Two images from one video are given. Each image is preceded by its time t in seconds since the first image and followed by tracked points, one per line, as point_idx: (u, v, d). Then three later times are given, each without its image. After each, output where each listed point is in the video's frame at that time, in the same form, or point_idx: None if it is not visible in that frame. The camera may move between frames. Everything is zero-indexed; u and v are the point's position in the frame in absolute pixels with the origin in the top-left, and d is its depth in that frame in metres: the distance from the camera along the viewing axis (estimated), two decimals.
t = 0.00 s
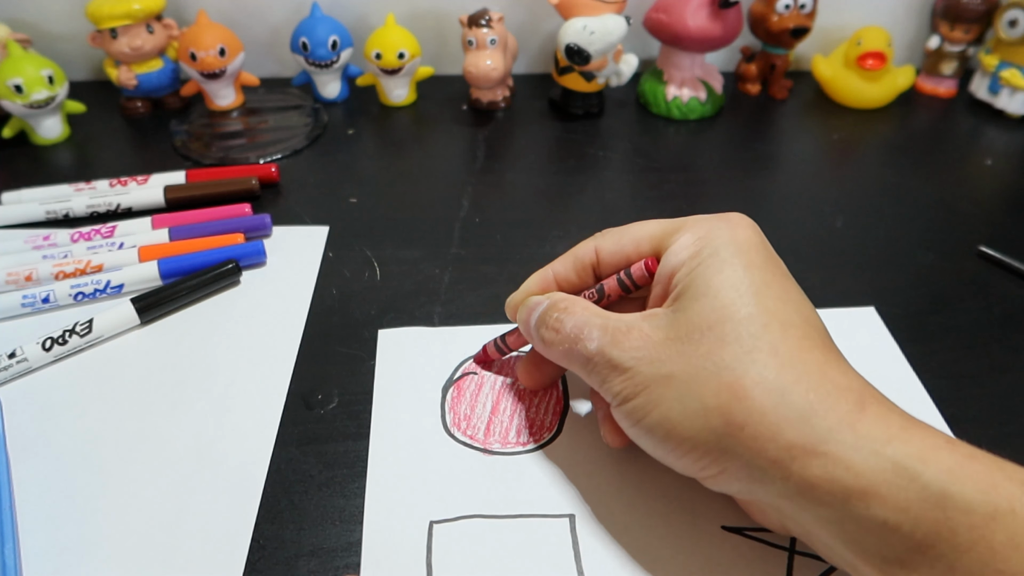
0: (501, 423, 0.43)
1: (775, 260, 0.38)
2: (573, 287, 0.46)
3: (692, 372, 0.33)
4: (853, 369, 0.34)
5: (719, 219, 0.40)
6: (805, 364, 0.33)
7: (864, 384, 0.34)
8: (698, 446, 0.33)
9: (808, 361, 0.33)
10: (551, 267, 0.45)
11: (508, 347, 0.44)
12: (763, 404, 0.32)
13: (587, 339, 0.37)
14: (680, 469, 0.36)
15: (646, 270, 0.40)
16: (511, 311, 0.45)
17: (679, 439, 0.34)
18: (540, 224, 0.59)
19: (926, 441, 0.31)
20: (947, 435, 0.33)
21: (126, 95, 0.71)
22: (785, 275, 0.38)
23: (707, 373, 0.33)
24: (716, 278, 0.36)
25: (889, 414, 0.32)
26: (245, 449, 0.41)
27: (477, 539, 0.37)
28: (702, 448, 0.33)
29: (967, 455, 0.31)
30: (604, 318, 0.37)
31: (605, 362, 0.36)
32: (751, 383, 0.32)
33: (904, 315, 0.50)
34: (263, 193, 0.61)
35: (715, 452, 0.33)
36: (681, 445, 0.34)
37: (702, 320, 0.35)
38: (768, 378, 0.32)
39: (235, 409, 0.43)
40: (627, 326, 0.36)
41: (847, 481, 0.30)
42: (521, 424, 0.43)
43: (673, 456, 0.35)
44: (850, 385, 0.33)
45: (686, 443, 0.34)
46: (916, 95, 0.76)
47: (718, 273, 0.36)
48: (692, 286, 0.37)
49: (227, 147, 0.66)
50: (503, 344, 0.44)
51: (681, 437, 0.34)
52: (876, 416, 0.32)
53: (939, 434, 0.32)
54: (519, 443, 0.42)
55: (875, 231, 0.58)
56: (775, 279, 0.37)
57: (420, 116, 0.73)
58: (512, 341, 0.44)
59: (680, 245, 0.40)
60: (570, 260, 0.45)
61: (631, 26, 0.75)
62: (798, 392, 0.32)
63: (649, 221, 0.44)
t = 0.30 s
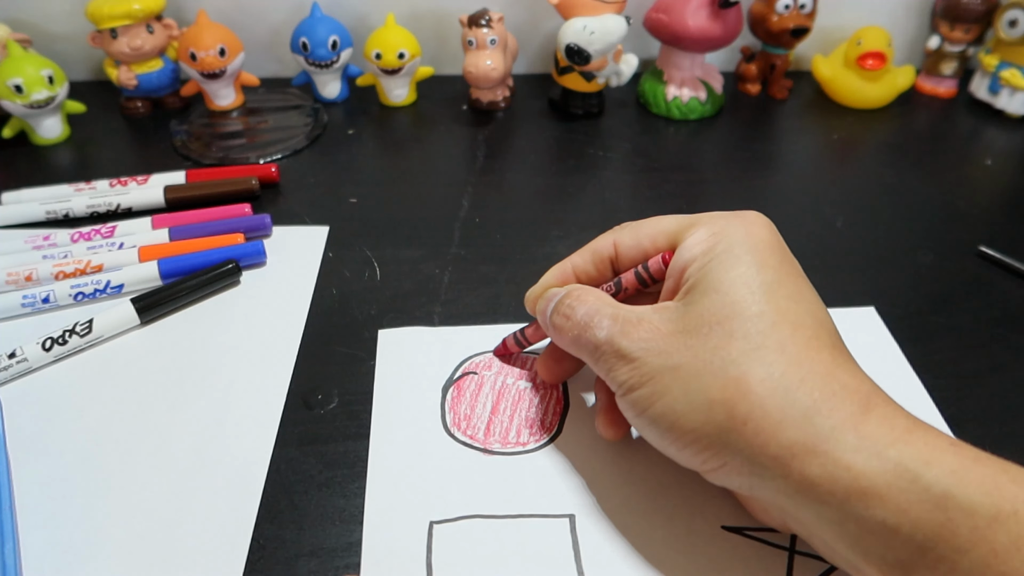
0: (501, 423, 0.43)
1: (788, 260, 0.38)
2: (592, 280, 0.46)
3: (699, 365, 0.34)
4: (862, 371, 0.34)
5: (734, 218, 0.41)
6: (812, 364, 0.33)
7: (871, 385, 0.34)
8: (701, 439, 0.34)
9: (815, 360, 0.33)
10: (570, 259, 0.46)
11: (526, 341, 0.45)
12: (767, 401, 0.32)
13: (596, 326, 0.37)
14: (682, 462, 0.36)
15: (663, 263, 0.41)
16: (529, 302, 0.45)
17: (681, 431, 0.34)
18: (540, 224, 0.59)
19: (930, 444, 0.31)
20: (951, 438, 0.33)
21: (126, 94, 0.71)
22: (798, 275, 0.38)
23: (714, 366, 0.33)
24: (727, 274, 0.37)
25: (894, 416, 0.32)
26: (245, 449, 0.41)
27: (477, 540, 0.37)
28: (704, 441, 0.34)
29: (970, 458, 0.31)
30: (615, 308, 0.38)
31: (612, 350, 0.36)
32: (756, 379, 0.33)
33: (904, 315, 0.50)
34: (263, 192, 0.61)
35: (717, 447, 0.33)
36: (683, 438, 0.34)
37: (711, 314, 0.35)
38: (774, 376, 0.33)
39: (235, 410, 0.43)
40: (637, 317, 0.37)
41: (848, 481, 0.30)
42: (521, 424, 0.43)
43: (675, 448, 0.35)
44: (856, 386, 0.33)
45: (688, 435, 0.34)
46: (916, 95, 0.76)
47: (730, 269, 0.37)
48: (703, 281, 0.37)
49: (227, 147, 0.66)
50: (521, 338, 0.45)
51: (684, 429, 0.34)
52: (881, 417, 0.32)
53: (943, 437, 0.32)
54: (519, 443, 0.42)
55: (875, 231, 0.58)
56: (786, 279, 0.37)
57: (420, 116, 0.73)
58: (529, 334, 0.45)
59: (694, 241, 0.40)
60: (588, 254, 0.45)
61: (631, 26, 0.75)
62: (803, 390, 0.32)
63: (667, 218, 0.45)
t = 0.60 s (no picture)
0: (501, 422, 0.43)
1: (811, 260, 0.38)
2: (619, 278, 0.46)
3: (714, 358, 0.34)
4: (880, 374, 0.34)
5: (759, 215, 0.40)
6: (828, 364, 0.33)
7: (888, 388, 0.34)
8: (711, 433, 0.34)
9: (832, 361, 0.33)
10: (597, 256, 0.46)
11: (555, 341, 0.45)
12: (781, 399, 0.32)
13: (613, 313, 0.37)
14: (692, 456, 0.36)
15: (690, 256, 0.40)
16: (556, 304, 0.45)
17: (691, 424, 0.34)
18: (540, 224, 0.59)
19: (943, 447, 0.31)
20: (965, 441, 0.33)
21: (126, 94, 0.71)
22: (821, 274, 0.38)
23: (729, 361, 0.33)
24: (748, 270, 0.36)
25: (909, 419, 0.32)
26: (245, 449, 0.41)
27: (477, 540, 0.37)
28: (714, 435, 0.34)
29: (983, 463, 0.31)
30: (633, 297, 0.37)
31: (627, 338, 0.36)
32: (771, 376, 0.32)
33: (904, 315, 0.50)
34: (263, 193, 0.61)
35: (727, 442, 0.33)
36: (694, 431, 0.34)
37: (729, 308, 0.35)
38: (789, 374, 0.32)
39: (235, 410, 0.43)
40: (655, 307, 0.37)
41: (859, 483, 0.30)
42: (521, 424, 0.43)
43: (684, 441, 0.35)
44: (872, 388, 0.33)
45: (698, 429, 0.34)
46: (916, 95, 0.76)
47: (751, 265, 0.37)
48: (723, 275, 0.37)
49: (227, 147, 0.66)
50: (550, 338, 0.45)
51: (695, 422, 0.34)
52: (897, 420, 0.32)
53: (956, 441, 0.32)
54: (519, 443, 0.42)
55: (875, 231, 0.58)
56: (808, 278, 0.37)
57: (421, 116, 0.73)
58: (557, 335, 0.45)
59: (718, 236, 0.40)
60: (615, 250, 0.45)
61: (631, 26, 0.75)
62: (819, 390, 0.32)
63: (694, 213, 0.44)
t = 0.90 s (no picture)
0: (501, 423, 0.43)
1: (835, 266, 0.38)
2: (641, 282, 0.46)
3: (735, 359, 0.34)
4: (904, 381, 0.34)
5: (783, 221, 0.40)
6: (851, 370, 0.33)
7: (911, 396, 0.33)
8: (731, 435, 0.33)
9: (855, 367, 0.33)
10: (620, 260, 0.46)
11: (576, 348, 0.44)
12: (803, 403, 0.32)
13: (633, 313, 0.37)
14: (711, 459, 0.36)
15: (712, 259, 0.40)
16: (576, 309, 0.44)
17: (711, 425, 0.34)
18: (540, 224, 0.59)
19: (968, 456, 0.31)
20: (991, 451, 0.32)
21: (126, 94, 0.71)
22: (844, 281, 0.38)
23: (751, 363, 0.33)
24: (771, 274, 0.36)
25: (933, 427, 0.32)
26: (245, 449, 0.41)
27: (477, 540, 0.37)
28: (734, 437, 0.33)
29: (1010, 473, 0.31)
30: (653, 297, 0.38)
31: (646, 337, 0.36)
32: (794, 379, 0.32)
33: (904, 314, 0.50)
34: (263, 193, 0.61)
35: (747, 445, 0.33)
36: (713, 433, 0.34)
37: (752, 311, 0.35)
38: (811, 378, 0.32)
39: (235, 410, 0.43)
40: (675, 308, 0.37)
41: (881, 490, 0.30)
42: (521, 424, 0.43)
43: (703, 444, 0.35)
44: (896, 396, 0.33)
45: (718, 431, 0.34)
46: (916, 95, 0.76)
47: (774, 269, 0.37)
48: (745, 278, 0.37)
49: (227, 147, 0.66)
50: (571, 344, 0.44)
51: (715, 424, 0.34)
52: (921, 428, 0.32)
53: (982, 450, 0.32)
54: (519, 443, 0.42)
55: (875, 231, 0.58)
56: (832, 284, 0.37)
57: (421, 116, 0.73)
58: (577, 341, 0.44)
59: (741, 240, 0.40)
60: (638, 254, 0.45)
61: (631, 26, 0.75)
62: (841, 395, 0.32)
63: (718, 218, 0.44)
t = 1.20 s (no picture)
0: (501, 423, 0.43)
1: (843, 270, 0.38)
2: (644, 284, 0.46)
3: (748, 361, 0.33)
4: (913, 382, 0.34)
5: (789, 224, 0.40)
6: (864, 371, 0.33)
7: (922, 396, 0.34)
8: (745, 437, 0.33)
9: (867, 369, 0.33)
10: (623, 262, 0.45)
11: (577, 347, 0.45)
12: (818, 404, 0.32)
13: (643, 315, 0.37)
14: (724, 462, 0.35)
15: (719, 262, 0.40)
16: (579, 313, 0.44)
17: (724, 428, 0.34)
18: (540, 224, 0.59)
19: (981, 455, 0.31)
20: (1001, 451, 0.32)
21: (126, 95, 0.71)
22: (852, 284, 0.38)
23: (764, 364, 0.33)
24: (780, 276, 0.36)
25: (945, 426, 0.32)
26: (246, 449, 0.41)
27: (478, 540, 0.37)
28: (748, 439, 0.33)
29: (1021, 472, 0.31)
30: (661, 299, 0.37)
31: (655, 339, 0.36)
32: (807, 380, 0.32)
33: (904, 314, 0.50)
34: (263, 193, 0.61)
35: (761, 447, 0.33)
36: (726, 435, 0.34)
37: (763, 313, 0.35)
38: (824, 379, 0.32)
39: (235, 410, 0.43)
40: (684, 309, 0.36)
41: (897, 490, 0.30)
42: (521, 424, 0.43)
43: (715, 447, 0.35)
44: (908, 396, 0.33)
45: (732, 433, 0.33)
46: (916, 95, 0.76)
47: (784, 272, 0.37)
48: (755, 280, 0.37)
49: (227, 147, 0.66)
50: (573, 344, 0.45)
51: (729, 427, 0.34)
52: (934, 428, 0.32)
53: (992, 449, 0.32)
54: (520, 443, 0.42)
55: (875, 231, 0.58)
56: (841, 287, 0.37)
57: (421, 116, 0.73)
58: (580, 341, 0.44)
59: (749, 244, 0.40)
60: (641, 257, 0.45)
61: (631, 26, 0.75)
62: (855, 396, 0.32)
63: (723, 222, 0.44)
